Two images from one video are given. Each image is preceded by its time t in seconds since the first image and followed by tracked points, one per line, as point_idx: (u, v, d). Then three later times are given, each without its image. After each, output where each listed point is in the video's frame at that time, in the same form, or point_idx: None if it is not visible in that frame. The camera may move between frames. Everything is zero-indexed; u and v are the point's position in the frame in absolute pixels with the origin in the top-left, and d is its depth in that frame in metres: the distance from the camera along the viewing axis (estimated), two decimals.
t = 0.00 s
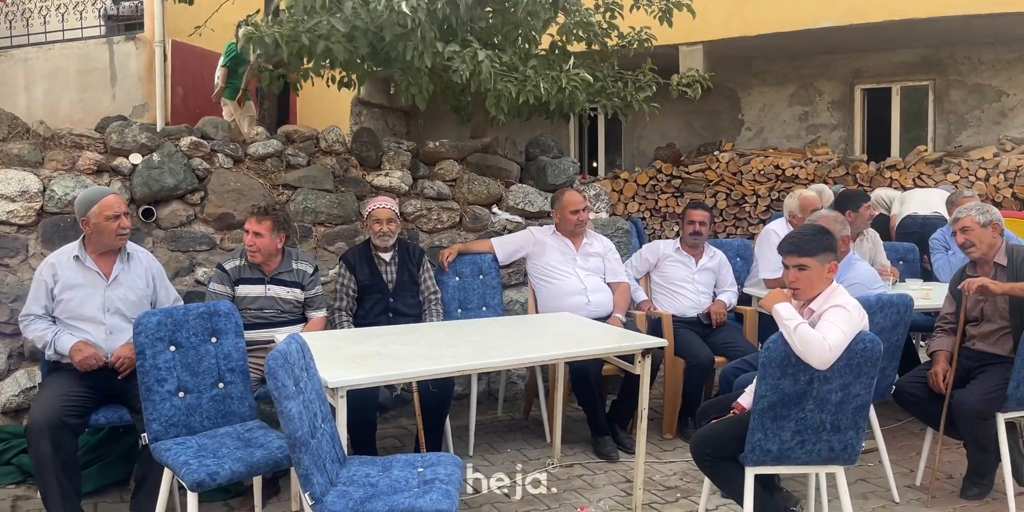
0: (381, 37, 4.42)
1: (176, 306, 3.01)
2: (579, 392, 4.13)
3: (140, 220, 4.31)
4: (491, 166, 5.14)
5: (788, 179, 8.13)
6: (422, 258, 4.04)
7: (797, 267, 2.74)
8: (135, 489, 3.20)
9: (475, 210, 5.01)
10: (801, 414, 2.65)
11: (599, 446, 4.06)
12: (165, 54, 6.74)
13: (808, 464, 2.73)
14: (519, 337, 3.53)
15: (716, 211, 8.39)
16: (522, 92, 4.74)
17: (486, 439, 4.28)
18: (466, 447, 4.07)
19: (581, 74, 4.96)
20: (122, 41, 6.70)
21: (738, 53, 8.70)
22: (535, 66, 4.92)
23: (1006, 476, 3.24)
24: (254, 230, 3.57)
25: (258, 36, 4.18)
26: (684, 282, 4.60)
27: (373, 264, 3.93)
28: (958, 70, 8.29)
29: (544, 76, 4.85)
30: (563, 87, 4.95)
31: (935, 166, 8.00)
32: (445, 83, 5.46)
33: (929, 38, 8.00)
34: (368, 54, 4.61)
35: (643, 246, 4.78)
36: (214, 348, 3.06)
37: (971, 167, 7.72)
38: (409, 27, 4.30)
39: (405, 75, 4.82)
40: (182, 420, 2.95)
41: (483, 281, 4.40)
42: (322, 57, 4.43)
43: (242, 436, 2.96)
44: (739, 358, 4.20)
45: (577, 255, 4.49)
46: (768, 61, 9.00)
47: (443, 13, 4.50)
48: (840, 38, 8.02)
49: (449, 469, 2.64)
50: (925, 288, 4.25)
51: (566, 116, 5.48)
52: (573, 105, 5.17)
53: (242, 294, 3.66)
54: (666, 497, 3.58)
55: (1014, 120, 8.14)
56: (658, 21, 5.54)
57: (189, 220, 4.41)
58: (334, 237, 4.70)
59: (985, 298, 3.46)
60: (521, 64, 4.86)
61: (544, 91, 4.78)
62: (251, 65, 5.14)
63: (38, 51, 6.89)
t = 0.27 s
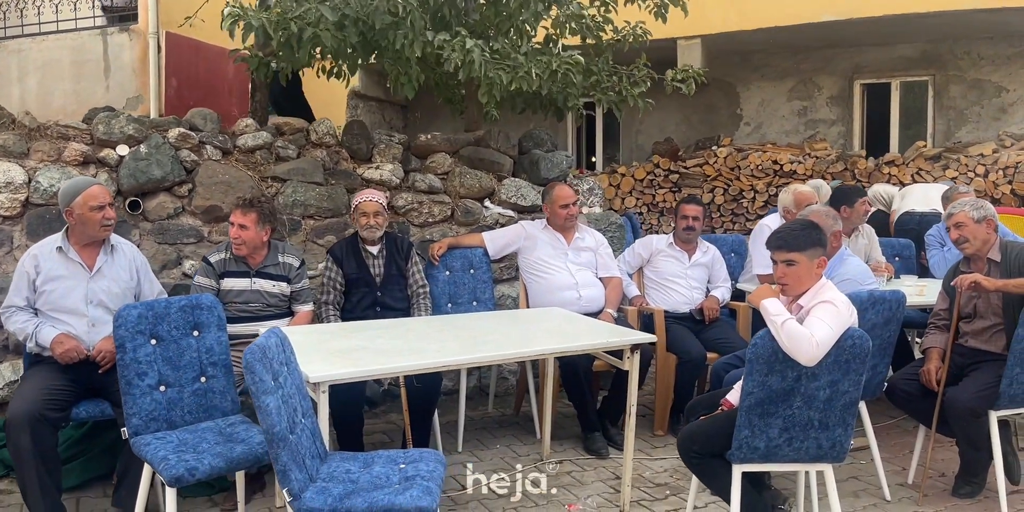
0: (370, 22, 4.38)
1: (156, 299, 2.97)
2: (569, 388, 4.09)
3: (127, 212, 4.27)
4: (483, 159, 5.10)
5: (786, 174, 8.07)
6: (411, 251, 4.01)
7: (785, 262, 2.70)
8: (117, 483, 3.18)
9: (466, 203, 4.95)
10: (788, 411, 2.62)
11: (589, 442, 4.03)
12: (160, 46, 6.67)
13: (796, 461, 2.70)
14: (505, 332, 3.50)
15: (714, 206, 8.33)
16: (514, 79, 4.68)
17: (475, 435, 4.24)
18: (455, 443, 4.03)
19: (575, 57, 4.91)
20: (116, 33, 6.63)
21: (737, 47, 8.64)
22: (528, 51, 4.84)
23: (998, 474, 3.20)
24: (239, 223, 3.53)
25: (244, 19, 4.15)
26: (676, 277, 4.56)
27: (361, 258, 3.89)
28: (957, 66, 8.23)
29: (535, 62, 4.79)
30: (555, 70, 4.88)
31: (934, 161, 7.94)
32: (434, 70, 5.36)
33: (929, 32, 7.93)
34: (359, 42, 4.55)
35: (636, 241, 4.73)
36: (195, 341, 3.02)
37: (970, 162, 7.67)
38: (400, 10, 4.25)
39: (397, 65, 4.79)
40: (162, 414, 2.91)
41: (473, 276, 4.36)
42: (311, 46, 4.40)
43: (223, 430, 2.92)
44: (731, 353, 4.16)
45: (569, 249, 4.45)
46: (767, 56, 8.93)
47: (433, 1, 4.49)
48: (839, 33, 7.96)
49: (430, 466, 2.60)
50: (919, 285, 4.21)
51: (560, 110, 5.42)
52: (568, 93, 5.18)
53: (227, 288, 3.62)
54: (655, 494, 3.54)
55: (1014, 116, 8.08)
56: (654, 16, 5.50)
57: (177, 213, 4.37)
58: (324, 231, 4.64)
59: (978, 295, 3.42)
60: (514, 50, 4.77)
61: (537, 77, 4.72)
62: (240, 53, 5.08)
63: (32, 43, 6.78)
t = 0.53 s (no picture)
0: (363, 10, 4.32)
1: (139, 294, 2.91)
2: (562, 385, 4.04)
3: (114, 205, 4.22)
4: (477, 153, 5.03)
5: (783, 169, 8.00)
6: (401, 246, 3.94)
7: (779, 258, 2.65)
8: (102, 480, 3.14)
9: (459, 197, 4.87)
10: (782, 410, 2.56)
11: (582, 440, 3.97)
12: (153, 37, 6.57)
13: (789, 461, 2.64)
14: (495, 328, 3.44)
15: (711, 202, 8.26)
16: (507, 72, 4.58)
17: (467, 432, 4.19)
18: (445, 440, 3.97)
19: (570, 51, 4.79)
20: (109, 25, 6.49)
21: (735, 41, 8.57)
22: (522, 44, 4.74)
23: (996, 473, 3.15)
24: (225, 217, 3.47)
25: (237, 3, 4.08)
26: (671, 272, 4.51)
27: (350, 252, 3.83)
28: (956, 61, 8.17)
29: (530, 56, 4.70)
30: (549, 65, 4.79)
31: (932, 157, 7.88)
32: (427, 62, 5.29)
33: (928, 27, 7.87)
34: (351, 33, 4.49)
35: (631, 236, 4.68)
36: (179, 337, 2.96)
37: (969, 158, 7.61)
38: None
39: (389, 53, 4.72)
40: (144, 411, 2.86)
41: (466, 271, 4.30)
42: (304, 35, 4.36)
43: (207, 428, 2.86)
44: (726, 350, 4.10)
45: (562, 244, 4.39)
46: (765, 50, 8.86)
47: None
48: (838, 28, 7.89)
49: (416, 465, 2.54)
50: (916, 281, 4.16)
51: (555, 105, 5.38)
52: (562, 89, 5.14)
53: (214, 282, 3.56)
54: (647, 493, 3.49)
55: (1013, 112, 8.02)
56: (650, 12, 5.42)
57: (165, 206, 4.31)
58: (315, 225, 4.58)
59: (976, 291, 3.37)
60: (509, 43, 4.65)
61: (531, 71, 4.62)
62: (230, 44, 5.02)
63: (25, 35, 6.62)
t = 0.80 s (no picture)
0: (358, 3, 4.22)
1: (118, 292, 2.82)
2: (556, 384, 3.96)
3: (97, 200, 4.13)
4: (469, 147, 4.94)
5: (780, 164, 7.92)
6: (392, 243, 3.85)
7: (778, 256, 2.57)
8: (82, 483, 3.07)
9: (452, 193, 4.80)
10: (780, 412, 2.49)
11: (576, 440, 3.90)
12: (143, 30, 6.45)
13: (788, 464, 2.57)
14: (486, 326, 3.37)
15: (707, 197, 8.18)
16: (504, 70, 4.48)
17: (459, 432, 4.11)
18: (436, 441, 3.89)
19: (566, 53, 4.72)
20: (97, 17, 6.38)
21: (732, 35, 8.47)
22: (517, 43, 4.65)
23: (998, 475, 3.08)
24: (210, 214, 3.38)
25: None
26: (667, 269, 4.43)
27: (339, 249, 3.74)
28: (955, 55, 8.09)
29: (526, 54, 4.61)
30: (547, 65, 4.72)
31: (931, 152, 7.81)
32: (419, 56, 5.19)
33: (927, 21, 7.78)
34: (343, 27, 4.37)
35: (626, 232, 4.59)
36: (160, 336, 2.87)
37: (968, 153, 7.53)
38: None
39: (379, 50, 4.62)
40: (123, 413, 2.78)
41: (458, 268, 4.21)
42: (296, 28, 4.23)
43: (188, 430, 2.78)
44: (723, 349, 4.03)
45: (556, 240, 4.31)
46: (762, 44, 8.77)
47: None
48: (837, 22, 7.80)
49: (403, 469, 2.46)
50: (917, 278, 4.08)
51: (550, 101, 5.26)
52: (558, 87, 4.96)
53: (198, 280, 3.47)
54: (642, 495, 3.42)
55: (1013, 107, 7.94)
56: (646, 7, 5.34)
57: (150, 201, 4.21)
58: (304, 221, 4.48)
59: (978, 289, 3.29)
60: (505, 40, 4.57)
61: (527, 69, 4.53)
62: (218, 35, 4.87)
63: (13, 27, 6.47)
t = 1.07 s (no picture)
0: None
1: (97, 294, 2.72)
2: (551, 386, 3.87)
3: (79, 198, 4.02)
4: (463, 143, 4.84)
5: (778, 160, 7.83)
6: (382, 242, 3.75)
7: (781, 256, 2.48)
8: (60, 492, 2.99)
9: (445, 190, 4.70)
10: (784, 418, 2.39)
11: (572, 444, 3.80)
12: (131, 25, 6.33)
13: (791, 472, 2.48)
14: (479, 328, 3.27)
15: (704, 194, 8.08)
16: (500, 66, 4.37)
17: (452, 435, 4.01)
18: (429, 445, 3.80)
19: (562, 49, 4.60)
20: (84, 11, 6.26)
21: (730, 30, 8.37)
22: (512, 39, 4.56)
23: (1006, 480, 2.99)
24: (194, 213, 3.27)
25: None
26: (665, 268, 4.34)
27: (328, 249, 3.64)
28: (955, 50, 8.01)
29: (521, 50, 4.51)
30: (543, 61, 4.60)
31: (930, 148, 7.72)
32: (411, 50, 5.09)
33: (927, 15, 7.69)
34: (334, 19, 4.22)
35: (623, 230, 4.50)
36: (141, 340, 2.77)
37: (968, 149, 7.44)
38: None
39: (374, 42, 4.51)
40: (102, 420, 2.68)
41: (451, 267, 4.11)
42: (285, 21, 4.10)
43: (170, 437, 2.69)
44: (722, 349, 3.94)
45: (552, 238, 4.21)
46: (760, 39, 8.67)
47: None
48: (836, 16, 7.70)
49: (392, 479, 2.37)
50: (920, 277, 3.99)
51: (546, 93, 5.16)
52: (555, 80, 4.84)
53: (183, 280, 3.37)
54: (640, 501, 3.32)
55: (1013, 102, 7.86)
56: None
57: (135, 199, 4.11)
58: (293, 219, 4.37)
59: (984, 289, 3.21)
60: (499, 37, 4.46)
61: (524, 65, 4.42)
62: (206, 29, 4.73)
63: None
